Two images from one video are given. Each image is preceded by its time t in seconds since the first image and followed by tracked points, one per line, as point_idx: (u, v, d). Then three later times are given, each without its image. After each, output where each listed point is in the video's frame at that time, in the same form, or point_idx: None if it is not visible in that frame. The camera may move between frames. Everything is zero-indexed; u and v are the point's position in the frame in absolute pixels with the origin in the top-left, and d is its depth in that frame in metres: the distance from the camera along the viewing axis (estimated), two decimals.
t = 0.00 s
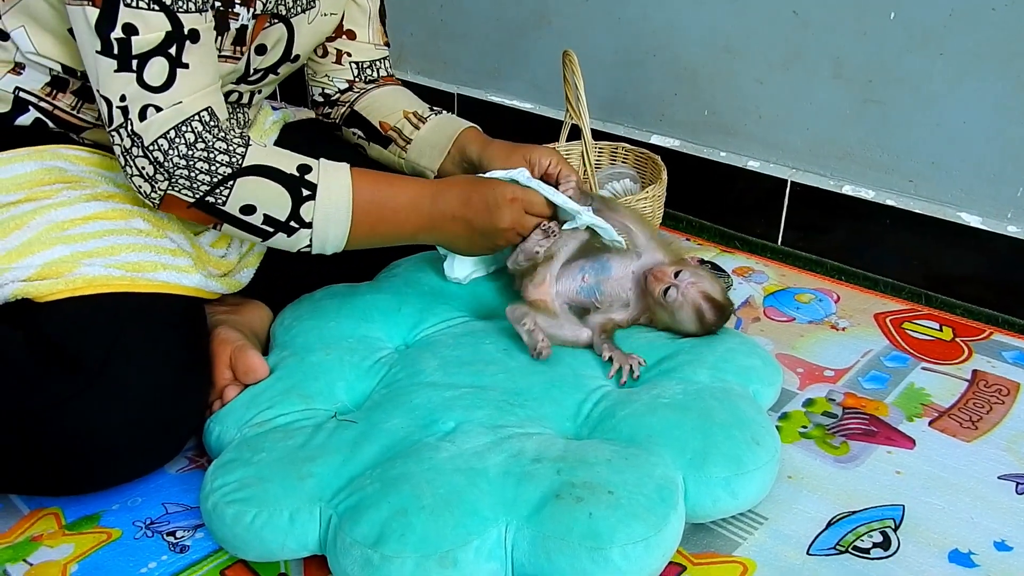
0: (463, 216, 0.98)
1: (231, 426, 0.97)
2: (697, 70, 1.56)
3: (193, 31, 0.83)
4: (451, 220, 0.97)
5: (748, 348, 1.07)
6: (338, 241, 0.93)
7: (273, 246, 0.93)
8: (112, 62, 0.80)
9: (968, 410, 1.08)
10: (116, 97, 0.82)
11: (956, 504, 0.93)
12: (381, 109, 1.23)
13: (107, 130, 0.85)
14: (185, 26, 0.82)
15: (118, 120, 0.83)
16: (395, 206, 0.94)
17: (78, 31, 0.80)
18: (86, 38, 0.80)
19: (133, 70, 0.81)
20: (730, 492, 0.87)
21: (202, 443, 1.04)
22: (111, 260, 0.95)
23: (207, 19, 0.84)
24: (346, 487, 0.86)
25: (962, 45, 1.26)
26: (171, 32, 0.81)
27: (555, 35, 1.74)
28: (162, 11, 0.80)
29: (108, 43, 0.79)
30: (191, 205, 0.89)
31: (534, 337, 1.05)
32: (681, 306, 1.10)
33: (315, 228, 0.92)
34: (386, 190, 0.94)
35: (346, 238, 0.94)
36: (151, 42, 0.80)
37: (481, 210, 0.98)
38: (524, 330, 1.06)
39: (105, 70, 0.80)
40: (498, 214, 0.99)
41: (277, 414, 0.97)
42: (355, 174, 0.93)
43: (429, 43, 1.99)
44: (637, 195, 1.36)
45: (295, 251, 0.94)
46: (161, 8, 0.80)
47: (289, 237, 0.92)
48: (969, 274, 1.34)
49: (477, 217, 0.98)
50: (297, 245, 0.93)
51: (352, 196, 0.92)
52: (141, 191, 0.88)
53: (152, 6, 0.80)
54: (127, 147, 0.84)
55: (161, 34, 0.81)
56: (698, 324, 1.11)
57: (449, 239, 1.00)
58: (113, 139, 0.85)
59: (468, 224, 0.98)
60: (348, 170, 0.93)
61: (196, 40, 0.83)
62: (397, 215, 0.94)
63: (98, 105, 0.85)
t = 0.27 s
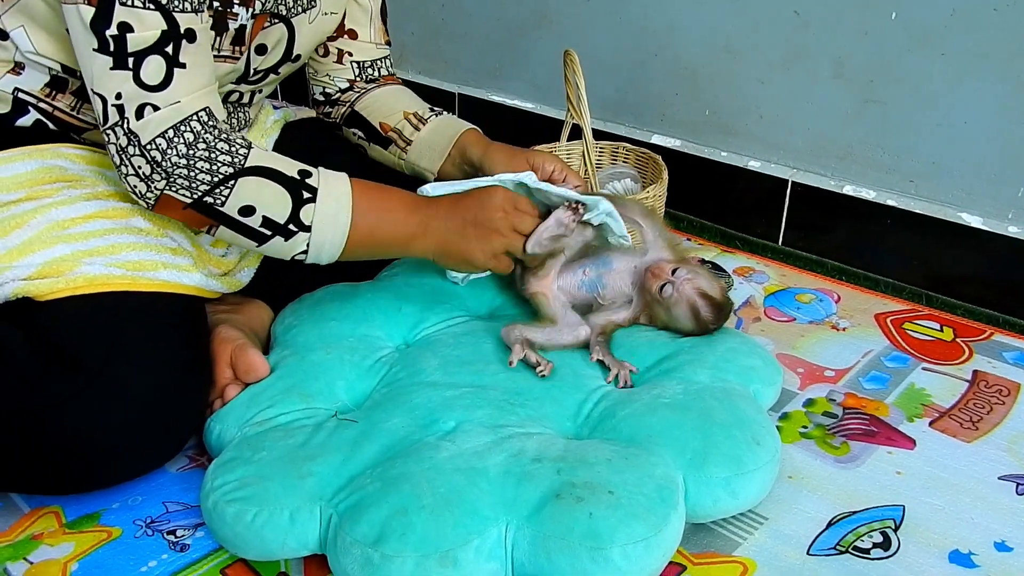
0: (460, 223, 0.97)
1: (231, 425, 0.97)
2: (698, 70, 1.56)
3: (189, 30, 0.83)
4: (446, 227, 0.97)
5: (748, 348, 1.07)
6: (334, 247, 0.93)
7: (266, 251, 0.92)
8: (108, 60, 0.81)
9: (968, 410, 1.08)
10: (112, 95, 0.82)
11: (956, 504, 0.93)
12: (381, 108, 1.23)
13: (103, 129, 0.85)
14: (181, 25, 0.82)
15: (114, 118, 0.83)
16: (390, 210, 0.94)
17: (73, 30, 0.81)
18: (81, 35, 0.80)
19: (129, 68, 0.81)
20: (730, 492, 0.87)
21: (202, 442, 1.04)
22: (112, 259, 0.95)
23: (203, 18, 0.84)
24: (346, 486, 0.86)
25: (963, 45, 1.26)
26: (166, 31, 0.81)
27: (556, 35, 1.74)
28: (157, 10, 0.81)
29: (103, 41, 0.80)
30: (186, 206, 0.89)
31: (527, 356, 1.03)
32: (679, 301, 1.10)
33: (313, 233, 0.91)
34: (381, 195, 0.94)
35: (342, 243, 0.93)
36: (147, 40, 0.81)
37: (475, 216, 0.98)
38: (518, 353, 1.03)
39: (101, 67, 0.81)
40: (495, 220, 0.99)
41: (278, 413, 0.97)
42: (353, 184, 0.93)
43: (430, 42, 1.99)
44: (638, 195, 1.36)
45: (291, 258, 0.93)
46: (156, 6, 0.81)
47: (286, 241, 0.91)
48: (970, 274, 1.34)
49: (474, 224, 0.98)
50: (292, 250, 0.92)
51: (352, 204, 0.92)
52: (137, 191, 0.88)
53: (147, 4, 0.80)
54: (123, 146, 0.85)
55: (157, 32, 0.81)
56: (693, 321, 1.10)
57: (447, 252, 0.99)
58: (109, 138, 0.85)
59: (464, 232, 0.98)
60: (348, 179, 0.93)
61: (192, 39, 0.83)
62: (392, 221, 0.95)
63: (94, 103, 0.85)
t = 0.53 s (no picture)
0: (467, 221, 0.97)
1: (231, 425, 0.97)
2: (698, 70, 1.56)
3: (198, 35, 0.83)
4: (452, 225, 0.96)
5: (748, 348, 1.07)
6: (351, 244, 0.93)
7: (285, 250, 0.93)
8: (120, 68, 0.80)
9: (968, 410, 1.08)
10: (126, 103, 0.82)
11: (955, 504, 0.93)
12: (378, 110, 1.23)
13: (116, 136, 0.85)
14: (190, 30, 0.82)
15: (129, 126, 0.83)
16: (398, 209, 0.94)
17: (82, 37, 0.80)
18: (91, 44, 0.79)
19: (142, 75, 0.81)
20: (730, 492, 0.87)
21: (201, 442, 1.04)
22: (112, 259, 0.95)
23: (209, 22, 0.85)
24: (345, 486, 0.86)
25: (964, 46, 1.26)
26: (177, 37, 0.81)
27: (556, 35, 1.74)
28: (167, 15, 0.80)
29: (115, 49, 0.79)
30: (203, 211, 0.89)
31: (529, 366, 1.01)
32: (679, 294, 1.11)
33: (330, 232, 0.91)
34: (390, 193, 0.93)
35: (359, 241, 0.93)
36: (159, 46, 0.81)
37: (482, 215, 0.97)
38: (512, 359, 1.02)
39: (114, 74, 0.80)
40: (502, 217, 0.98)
41: (277, 414, 0.97)
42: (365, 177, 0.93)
43: (430, 43, 1.98)
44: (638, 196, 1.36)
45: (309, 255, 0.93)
46: (166, 12, 0.80)
47: (304, 241, 0.92)
48: (969, 275, 1.34)
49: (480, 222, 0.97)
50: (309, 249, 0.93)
51: (365, 203, 0.92)
52: (154, 198, 0.88)
53: (157, 10, 0.80)
54: (139, 153, 0.84)
55: (169, 39, 0.81)
56: (692, 314, 1.11)
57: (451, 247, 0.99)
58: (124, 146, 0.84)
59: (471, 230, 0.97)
60: (362, 176, 0.93)
61: (202, 45, 0.84)
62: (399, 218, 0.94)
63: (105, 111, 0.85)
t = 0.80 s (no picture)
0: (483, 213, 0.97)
1: (231, 426, 0.97)
2: (699, 70, 1.56)
3: (198, 32, 0.83)
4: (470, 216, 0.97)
5: (748, 348, 1.07)
6: (354, 238, 0.93)
7: (288, 247, 0.93)
8: (120, 68, 0.81)
9: (968, 411, 1.08)
10: (125, 103, 0.82)
11: (956, 505, 0.93)
12: (380, 108, 1.24)
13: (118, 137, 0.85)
14: (191, 28, 0.82)
15: (128, 126, 0.83)
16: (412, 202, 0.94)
17: (83, 37, 0.80)
18: (91, 44, 0.80)
19: (141, 74, 0.81)
20: (731, 492, 0.87)
21: (202, 443, 1.04)
22: (112, 260, 0.95)
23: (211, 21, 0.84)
24: (346, 487, 0.86)
25: (965, 45, 1.26)
26: (176, 35, 0.81)
27: (557, 36, 1.74)
28: (167, 14, 0.81)
29: (113, 48, 0.80)
30: (203, 210, 0.89)
31: (508, 362, 1.02)
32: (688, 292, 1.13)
33: (332, 226, 0.91)
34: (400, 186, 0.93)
35: (361, 235, 0.93)
36: (158, 45, 0.81)
37: (497, 204, 0.97)
38: (495, 348, 1.03)
39: (113, 74, 0.81)
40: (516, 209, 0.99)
41: (278, 414, 0.97)
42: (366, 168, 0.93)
43: (431, 43, 1.98)
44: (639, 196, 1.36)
45: (312, 250, 0.93)
46: (166, 11, 0.80)
47: (305, 236, 0.91)
48: (970, 274, 1.34)
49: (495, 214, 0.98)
50: (311, 245, 0.93)
51: (366, 195, 0.91)
52: (154, 198, 0.88)
53: (157, 10, 0.80)
54: (138, 153, 0.85)
55: (168, 37, 0.81)
56: (704, 309, 1.13)
57: (471, 239, 0.99)
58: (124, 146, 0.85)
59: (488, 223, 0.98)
60: (363, 167, 0.93)
61: (202, 42, 0.83)
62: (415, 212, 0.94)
63: (105, 111, 0.85)
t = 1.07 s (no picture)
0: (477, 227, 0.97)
1: (232, 426, 0.97)
2: (700, 71, 1.56)
3: (191, 34, 0.83)
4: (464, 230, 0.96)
5: (749, 348, 1.07)
6: (342, 245, 0.92)
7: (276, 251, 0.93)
8: (111, 68, 0.81)
9: (970, 412, 1.08)
10: (116, 101, 0.82)
11: (957, 506, 0.93)
12: (384, 109, 1.24)
13: (110, 139, 0.86)
14: (184, 29, 0.83)
15: (119, 126, 0.84)
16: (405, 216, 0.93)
17: (77, 37, 0.81)
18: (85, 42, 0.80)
19: (133, 74, 0.81)
20: (731, 493, 0.87)
21: (204, 442, 1.04)
22: (114, 259, 0.95)
23: (205, 22, 0.85)
24: (347, 486, 0.86)
25: (966, 46, 1.26)
26: (168, 36, 0.82)
27: (558, 36, 1.74)
28: (159, 15, 0.81)
29: (104, 47, 0.80)
30: (192, 211, 0.89)
31: (561, 339, 1.06)
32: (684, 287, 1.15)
33: (319, 233, 0.91)
34: (393, 199, 0.93)
35: (349, 242, 0.93)
36: (150, 45, 0.81)
37: (491, 218, 0.96)
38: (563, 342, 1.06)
39: (105, 74, 0.81)
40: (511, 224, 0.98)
41: (279, 414, 0.97)
42: (358, 176, 0.92)
43: (433, 43, 1.99)
44: (640, 196, 1.36)
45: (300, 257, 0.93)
46: (159, 11, 0.81)
47: (293, 242, 0.91)
48: (971, 276, 1.34)
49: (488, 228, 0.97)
50: (299, 251, 0.92)
51: (355, 202, 0.91)
52: (144, 199, 0.88)
53: (150, 10, 0.81)
54: (129, 153, 0.85)
55: (160, 38, 0.81)
56: (703, 304, 1.14)
57: (467, 251, 0.99)
58: (115, 147, 0.85)
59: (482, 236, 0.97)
60: (354, 174, 0.92)
61: (195, 44, 0.84)
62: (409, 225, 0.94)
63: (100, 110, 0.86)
